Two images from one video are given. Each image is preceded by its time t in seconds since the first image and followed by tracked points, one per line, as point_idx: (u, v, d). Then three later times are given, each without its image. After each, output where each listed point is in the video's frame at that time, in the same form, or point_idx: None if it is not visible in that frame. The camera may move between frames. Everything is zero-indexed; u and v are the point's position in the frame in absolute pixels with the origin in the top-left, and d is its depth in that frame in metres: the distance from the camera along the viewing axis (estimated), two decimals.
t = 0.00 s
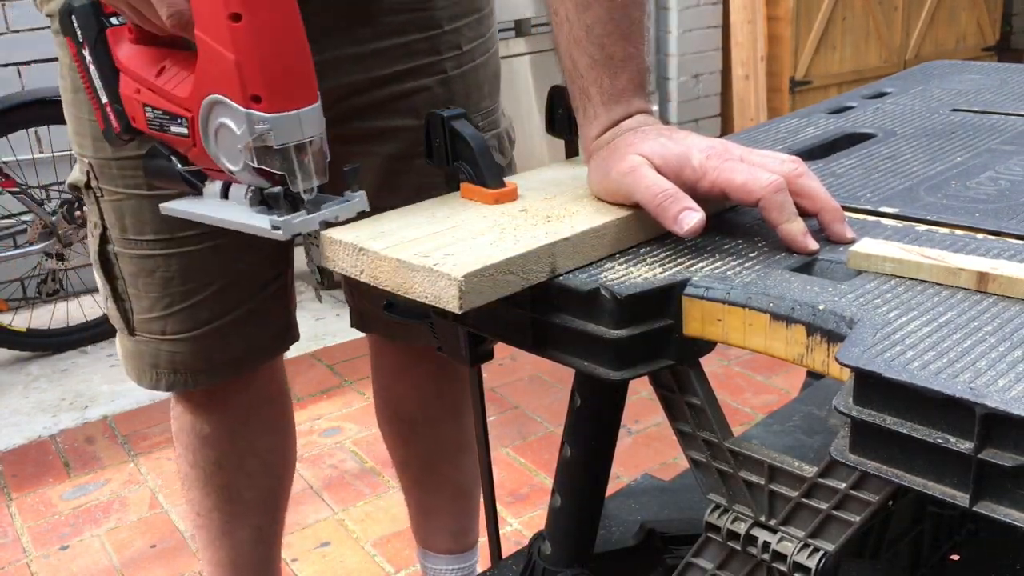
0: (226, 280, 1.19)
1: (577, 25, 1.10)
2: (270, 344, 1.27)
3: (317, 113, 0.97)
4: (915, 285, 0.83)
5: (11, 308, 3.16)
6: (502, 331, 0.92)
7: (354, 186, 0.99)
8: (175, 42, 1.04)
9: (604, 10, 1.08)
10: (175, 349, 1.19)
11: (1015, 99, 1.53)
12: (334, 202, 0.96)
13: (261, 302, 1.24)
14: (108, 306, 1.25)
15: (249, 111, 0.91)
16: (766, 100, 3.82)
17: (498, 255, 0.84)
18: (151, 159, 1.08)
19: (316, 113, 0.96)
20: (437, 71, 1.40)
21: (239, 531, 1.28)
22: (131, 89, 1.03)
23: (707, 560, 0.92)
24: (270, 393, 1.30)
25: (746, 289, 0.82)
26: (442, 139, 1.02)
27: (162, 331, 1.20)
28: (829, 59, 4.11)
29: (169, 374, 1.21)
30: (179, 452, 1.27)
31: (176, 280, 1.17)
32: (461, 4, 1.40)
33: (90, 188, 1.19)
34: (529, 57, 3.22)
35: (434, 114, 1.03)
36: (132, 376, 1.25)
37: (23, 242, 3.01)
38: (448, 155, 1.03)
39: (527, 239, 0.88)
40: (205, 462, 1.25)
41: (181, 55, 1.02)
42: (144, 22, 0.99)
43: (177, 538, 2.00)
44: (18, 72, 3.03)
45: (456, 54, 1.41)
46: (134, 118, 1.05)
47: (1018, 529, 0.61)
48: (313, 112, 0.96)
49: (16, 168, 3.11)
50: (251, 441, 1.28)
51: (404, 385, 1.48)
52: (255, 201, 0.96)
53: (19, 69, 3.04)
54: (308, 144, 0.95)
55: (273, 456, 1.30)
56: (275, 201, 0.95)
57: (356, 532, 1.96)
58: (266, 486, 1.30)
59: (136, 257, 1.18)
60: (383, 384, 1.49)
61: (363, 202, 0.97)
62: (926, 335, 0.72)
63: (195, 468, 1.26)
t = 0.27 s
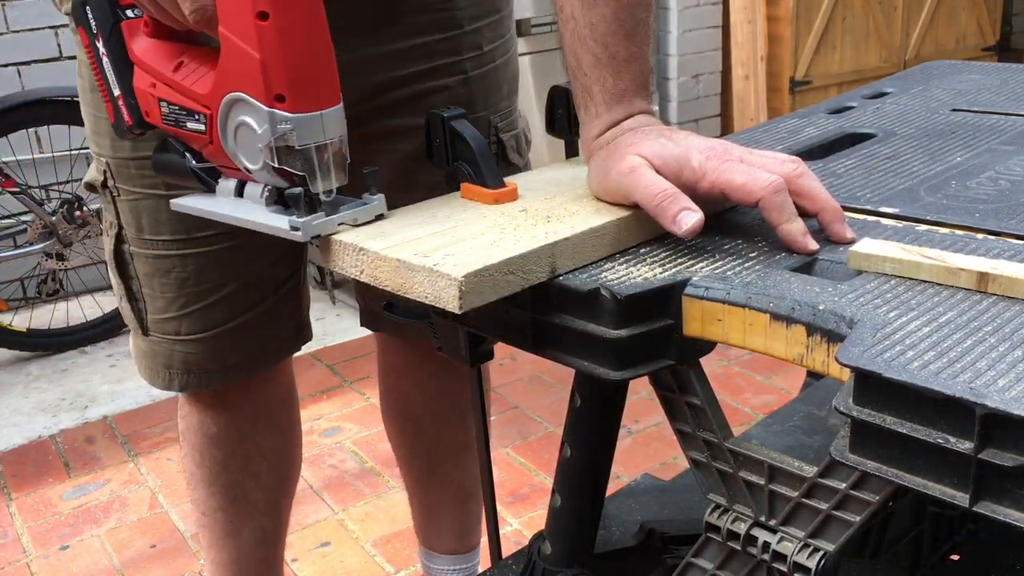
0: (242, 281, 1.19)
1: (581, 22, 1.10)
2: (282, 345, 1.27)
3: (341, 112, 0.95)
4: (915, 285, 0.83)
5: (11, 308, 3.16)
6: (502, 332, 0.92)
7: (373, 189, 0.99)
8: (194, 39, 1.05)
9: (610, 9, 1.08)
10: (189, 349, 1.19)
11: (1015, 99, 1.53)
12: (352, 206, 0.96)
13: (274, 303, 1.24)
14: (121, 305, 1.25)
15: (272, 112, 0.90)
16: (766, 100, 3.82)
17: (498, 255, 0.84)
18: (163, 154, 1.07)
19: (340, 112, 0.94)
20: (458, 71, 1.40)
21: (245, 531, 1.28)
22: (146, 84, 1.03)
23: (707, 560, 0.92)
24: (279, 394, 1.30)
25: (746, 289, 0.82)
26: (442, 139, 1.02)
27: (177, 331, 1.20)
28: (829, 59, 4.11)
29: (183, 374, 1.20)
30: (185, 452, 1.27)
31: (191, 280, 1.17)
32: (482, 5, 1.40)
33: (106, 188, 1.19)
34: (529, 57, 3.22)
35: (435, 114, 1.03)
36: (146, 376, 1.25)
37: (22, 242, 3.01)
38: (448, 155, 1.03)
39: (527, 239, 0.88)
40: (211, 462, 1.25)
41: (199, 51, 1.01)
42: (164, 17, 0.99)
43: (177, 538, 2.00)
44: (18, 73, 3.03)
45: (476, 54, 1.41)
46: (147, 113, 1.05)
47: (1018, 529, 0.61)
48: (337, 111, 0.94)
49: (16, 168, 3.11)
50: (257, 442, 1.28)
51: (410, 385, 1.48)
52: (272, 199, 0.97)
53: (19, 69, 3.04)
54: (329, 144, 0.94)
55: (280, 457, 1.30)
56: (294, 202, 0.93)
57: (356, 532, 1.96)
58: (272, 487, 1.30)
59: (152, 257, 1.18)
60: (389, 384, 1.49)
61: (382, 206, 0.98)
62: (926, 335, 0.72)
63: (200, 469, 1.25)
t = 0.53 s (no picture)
0: (248, 283, 1.19)
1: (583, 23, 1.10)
2: (287, 347, 1.27)
3: (350, 114, 0.95)
4: (915, 285, 0.83)
5: (11, 308, 3.16)
6: (503, 332, 0.92)
7: (380, 191, 0.99)
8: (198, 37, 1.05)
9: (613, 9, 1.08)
10: (194, 351, 1.19)
11: (1015, 99, 1.53)
12: (358, 207, 0.96)
13: (280, 305, 1.24)
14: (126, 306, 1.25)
15: (281, 111, 0.89)
16: (766, 100, 3.82)
17: (498, 255, 0.84)
18: (168, 151, 1.07)
19: (348, 114, 0.94)
20: (466, 72, 1.40)
21: (247, 532, 1.28)
22: (151, 82, 1.03)
23: (708, 560, 0.92)
24: (282, 395, 1.30)
25: (746, 289, 0.82)
26: (442, 139, 1.02)
27: (182, 333, 1.19)
28: (829, 59, 4.11)
29: (188, 377, 1.20)
30: (187, 453, 1.27)
31: (197, 282, 1.17)
32: (491, 6, 1.40)
33: (113, 189, 1.19)
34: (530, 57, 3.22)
35: (435, 114, 1.03)
36: (150, 378, 1.25)
37: (22, 242, 3.01)
38: (448, 156, 1.03)
39: (527, 239, 0.88)
40: (213, 463, 1.25)
41: (206, 50, 1.02)
42: (172, 15, 0.99)
43: (177, 538, 2.00)
44: (19, 73, 3.03)
45: (485, 56, 1.41)
46: (152, 111, 1.05)
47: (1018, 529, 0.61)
48: (345, 113, 0.94)
49: (16, 168, 3.11)
50: (260, 443, 1.27)
51: (414, 385, 1.48)
52: (278, 200, 0.97)
53: (19, 69, 3.04)
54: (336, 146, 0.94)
55: (282, 459, 1.30)
56: (302, 203, 0.93)
57: (356, 533, 1.96)
58: (274, 488, 1.30)
59: (158, 259, 1.18)
60: (392, 384, 1.49)
61: (389, 207, 0.98)
62: (926, 335, 0.72)
63: (202, 470, 1.25)
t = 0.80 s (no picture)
0: (250, 285, 1.19)
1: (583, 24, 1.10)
2: (288, 349, 1.27)
3: (352, 115, 0.95)
4: (915, 285, 0.83)
5: (11, 308, 3.16)
6: (502, 333, 0.92)
7: (382, 191, 0.99)
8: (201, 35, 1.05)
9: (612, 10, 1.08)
10: (196, 354, 1.19)
11: (1015, 99, 1.52)
12: (360, 207, 0.97)
13: (281, 307, 1.24)
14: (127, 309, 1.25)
15: (282, 112, 0.89)
16: (766, 100, 3.82)
17: (498, 255, 0.84)
18: (172, 151, 1.07)
19: (349, 115, 0.94)
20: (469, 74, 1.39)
21: (248, 534, 1.28)
22: (155, 81, 1.02)
23: (708, 560, 0.92)
24: (283, 397, 1.30)
25: (746, 289, 0.82)
26: (441, 139, 1.02)
27: (184, 336, 1.19)
28: (829, 59, 4.11)
29: (189, 379, 1.20)
30: (188, 453, 1.27)
31: (199, 284, 1.17)
32: (494, 6, 1.39)
33: (114, 191, 1.18)
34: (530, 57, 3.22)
35: (437, 113, 1.03)
36: (151, 380, 1.24)
37: (22, 242, 3.01)
38: (448, 156, 1.03)
39: (527, 239, 0.88)
40: (214, 464, 1.25)
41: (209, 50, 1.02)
42: (174, 14, 0.99)
43: (177, 538, 2.00)
44: (19, 73, 3.03)
45: (488, 57, 1.41)
46: (155, 110, 1.05)
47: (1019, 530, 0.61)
48: (346, 115, 0.94)
49: (16, 169, 3.11)
50: (261, 444, 1.27)
51: (415, 386, 1.48)
52: (280, 200, 0.97)
53: (19, 70, 3.04)
54: (338, 147, 0.94)
55: (283, 460, 1.30)
56: (303, 204, 0.93)
57: (356, 533, 1.96)
58: (274, 489, 1.30)
59: (159, 262, 1.17)
60: (393, 386, 1.49)
61: (391, 208, 0.98)
62: (926, 335, 0.72)
63: (203, 471, 1.25)
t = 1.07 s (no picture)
0: (251, 286, 1.19)
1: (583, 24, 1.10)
2: (288, 351, 1.27)
3: (355, 116, 0.95)
4: (915, 285, 0.83)
5: (11, 308, 3.16)
6: (502, 334, 0.92)
7: (385, 192, 0.99)
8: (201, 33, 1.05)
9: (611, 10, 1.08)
10: (197, 355, 1.19)
11: (1015, 99, 1.53)
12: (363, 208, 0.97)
13: (282, 308, 1.24)
14: (128, 310, 1.25)
15: (286, 114, 0.89)
16: (766, 101, 3.82)
17: (499, 255, 0.84)
18: (172, 150, 1.07)
19: (353, 117, 0.94)
20: (471, 74, 1.40)
21: (248, 534, 1.28)
22: (156, 80, 1.02)
23: (707, 560, 0.92)
24: (283, 397, 1.30)
25: (746, 290, 0.82)
26: (442, 140, 1.02)
27: (185, 337, 1.19)
28: (829, 59, 4.11)
29: (190, 381, 1.20)
30: (188, 454, 1.27)
31: (201, 285, 1.17)
32: (497, 7, 1.40)
33: (115, 193, 1.18)
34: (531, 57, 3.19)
35: (438, 114, 1.03)
36: (151, 382, 1.24)
37: (22, 242, 3.01)
38: (448, 157, 1.03)
39: (527, 239, 0.88)
40: (214, 465, 1.25)
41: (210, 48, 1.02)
42: (177, 13, 0.99)
43: (177, 538, 2.00)
44: (19, 73, 3.03)
45: (490, 58, 1.41)
46: (157, 109, 1.04)
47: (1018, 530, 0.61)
48: (350, 116, 0.94)
49: (16, 169, 3.11)
50: (261, 445, 1.28)
51: (416, 387, 1.48)
52: (282, 202, 0.98)
53: (19, 70, 3.04)
54: (341, 148, 0.94)
55: (284, 460, 1.30)
56: (307, 206, 0.92)
57: (356, 533, 1.96)
58: (275, 490, 1.30)
59: (160, 263, 1.17)
60: (394, 388, 1.49)
61: (394, 209, 0.97)
62: (926, 335, 0.72)
63: (203, 472, 1.25)
